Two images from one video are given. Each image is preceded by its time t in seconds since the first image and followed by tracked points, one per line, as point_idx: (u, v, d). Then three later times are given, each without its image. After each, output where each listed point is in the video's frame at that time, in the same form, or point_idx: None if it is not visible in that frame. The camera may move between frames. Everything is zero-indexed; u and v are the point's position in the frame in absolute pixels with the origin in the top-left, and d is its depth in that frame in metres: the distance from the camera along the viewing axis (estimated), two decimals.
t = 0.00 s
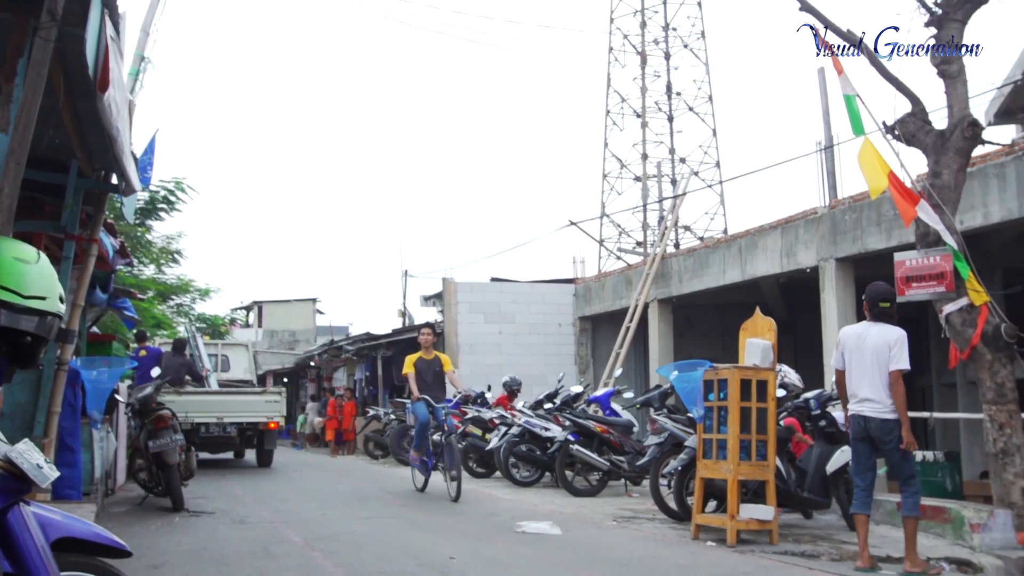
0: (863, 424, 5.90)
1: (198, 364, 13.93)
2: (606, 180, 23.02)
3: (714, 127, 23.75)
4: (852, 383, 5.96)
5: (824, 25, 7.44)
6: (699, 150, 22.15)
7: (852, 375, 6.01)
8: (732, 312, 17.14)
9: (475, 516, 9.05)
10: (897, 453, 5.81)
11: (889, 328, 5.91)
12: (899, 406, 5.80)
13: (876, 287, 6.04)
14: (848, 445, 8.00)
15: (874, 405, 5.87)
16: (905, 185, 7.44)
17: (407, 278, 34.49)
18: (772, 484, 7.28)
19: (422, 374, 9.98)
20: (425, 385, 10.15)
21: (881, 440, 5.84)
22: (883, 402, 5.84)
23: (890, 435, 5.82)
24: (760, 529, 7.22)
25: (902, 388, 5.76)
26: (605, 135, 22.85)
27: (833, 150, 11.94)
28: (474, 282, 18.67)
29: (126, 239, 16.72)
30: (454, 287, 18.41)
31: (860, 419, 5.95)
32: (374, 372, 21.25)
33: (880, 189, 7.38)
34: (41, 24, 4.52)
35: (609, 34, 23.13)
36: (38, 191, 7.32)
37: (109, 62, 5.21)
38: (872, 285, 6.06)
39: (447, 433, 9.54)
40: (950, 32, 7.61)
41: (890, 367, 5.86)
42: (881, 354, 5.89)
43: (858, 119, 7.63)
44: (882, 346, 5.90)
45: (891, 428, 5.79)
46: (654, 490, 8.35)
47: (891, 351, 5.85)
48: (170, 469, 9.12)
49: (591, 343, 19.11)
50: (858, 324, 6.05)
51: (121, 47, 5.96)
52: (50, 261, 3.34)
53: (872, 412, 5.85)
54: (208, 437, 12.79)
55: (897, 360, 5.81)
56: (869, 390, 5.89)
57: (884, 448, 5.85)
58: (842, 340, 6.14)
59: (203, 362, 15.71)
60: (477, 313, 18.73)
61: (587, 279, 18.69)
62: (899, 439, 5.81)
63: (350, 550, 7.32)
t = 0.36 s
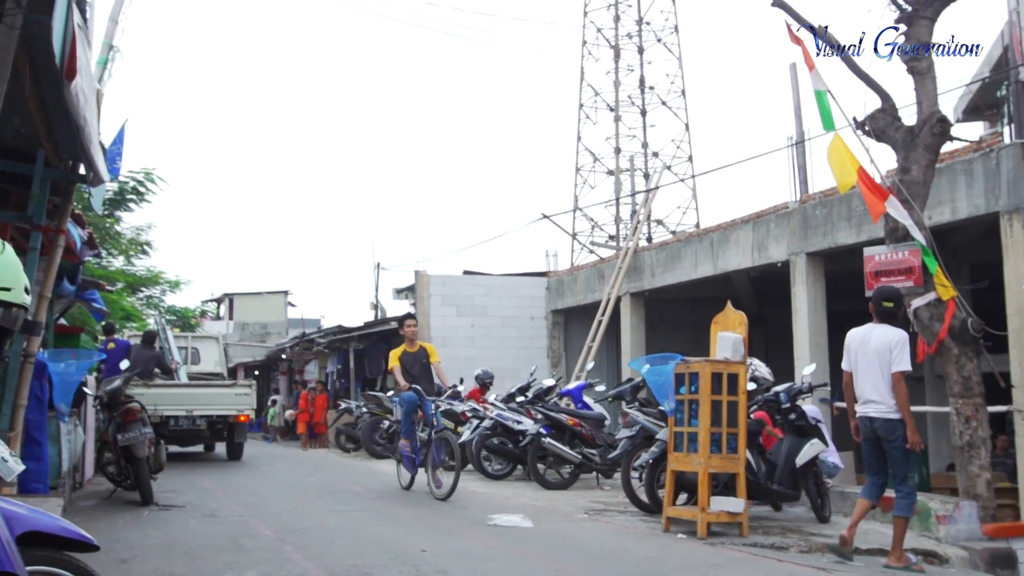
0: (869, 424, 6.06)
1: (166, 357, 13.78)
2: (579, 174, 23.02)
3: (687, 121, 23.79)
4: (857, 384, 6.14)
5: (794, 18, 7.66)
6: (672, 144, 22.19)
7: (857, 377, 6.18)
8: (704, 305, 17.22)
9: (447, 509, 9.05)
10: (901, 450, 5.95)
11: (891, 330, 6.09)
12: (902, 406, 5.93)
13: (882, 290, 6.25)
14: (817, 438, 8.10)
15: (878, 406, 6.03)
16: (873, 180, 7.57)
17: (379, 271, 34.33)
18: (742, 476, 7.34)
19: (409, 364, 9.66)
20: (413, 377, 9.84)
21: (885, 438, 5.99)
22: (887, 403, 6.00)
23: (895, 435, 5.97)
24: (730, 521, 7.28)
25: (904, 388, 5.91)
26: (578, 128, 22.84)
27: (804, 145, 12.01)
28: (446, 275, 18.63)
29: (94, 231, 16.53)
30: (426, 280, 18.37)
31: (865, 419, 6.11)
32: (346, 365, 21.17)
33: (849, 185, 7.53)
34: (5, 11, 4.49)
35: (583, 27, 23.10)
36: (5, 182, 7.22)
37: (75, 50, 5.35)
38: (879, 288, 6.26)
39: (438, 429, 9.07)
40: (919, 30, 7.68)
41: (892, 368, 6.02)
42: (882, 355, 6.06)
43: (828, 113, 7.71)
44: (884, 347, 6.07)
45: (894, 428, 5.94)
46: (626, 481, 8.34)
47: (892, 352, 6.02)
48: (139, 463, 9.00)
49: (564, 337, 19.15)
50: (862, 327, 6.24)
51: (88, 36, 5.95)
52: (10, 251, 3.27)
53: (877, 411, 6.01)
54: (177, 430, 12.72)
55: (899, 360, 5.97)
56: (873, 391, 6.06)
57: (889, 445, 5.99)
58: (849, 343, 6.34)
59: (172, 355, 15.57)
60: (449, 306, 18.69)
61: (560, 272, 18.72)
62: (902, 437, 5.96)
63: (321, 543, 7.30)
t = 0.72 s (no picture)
0: (875, 428, 6.07)
1: (141, 355, 13.67)
2: (557, 172, 23.02)
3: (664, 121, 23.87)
4: (865, 389, 6.11)
5: (772, 20, 7.76)
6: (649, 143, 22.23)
7: (864, 382, 6.16)
8: (681, 304, 17.28)
9: (423, 507, 9.02)
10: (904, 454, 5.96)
11: (898, 335, 6.10)
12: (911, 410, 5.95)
13: (884, 296, 6.25)
14: (792, 437, 8.16)
15: (886, 410, 6.02)
16: (848, 180, 7.67)
17: (356, 269, 34.22)
18: (718, 475, 7.37)
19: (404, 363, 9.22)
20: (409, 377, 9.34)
21: (891, 441, 5.99)
22: (895, 407, 5.99)
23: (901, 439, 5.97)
24: (706, 519, 7.30)
25: (913, 392, 5.94)
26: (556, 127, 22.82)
27: (780, 145, 12.08)
28: (424, 274, 18.59)
29: (68, 227, 16.36)
30: (403, 278, 18.34)
31: (871, 424, 6.10)
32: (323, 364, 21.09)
33: (822, 186, 7.71)
34: None
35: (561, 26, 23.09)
36: None
37: (48, 45, 5.35)
38: (882, 294, 6.27)
39: (438, 428, 8.70)
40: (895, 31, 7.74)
41: (899, 373, 6.02)
42: (891, 360, 6.06)
43: (804, 114, 7.79)
44: (892, 351, 6.07)
45: (902, 431, 5.94)
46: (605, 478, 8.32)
47: (902, 356, 6.03)
48: (112, 462, 8.92)
49: (541, 335, 19.16)
50: (868, 332, 6.22)
51: (62, 30, 5.88)
52: None
53: (886, 415, 6.00)
54: (151, 429, 12.62)
55: (909, 365, 5.98)
56: (881, 396, 6.04)
57: (893, 450, 6.00)
58: (853, 348, 6.32)
59: (147, 353, 15.44)
60: (427, 304, 18.65)
61: (537, 271, 18.73)
62: (909, 441, 5.96)
63: (296, 542, 7.25)
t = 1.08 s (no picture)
0: (877, 428, 6.19)
1: (111, 355, 13.53)
2: (531, 172, 23.00)
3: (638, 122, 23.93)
4: (870, 390, 6.22)
5: (745, 22, 7.82)
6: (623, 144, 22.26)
7: (868, 383, 6.27)
8: (654, 305, 17.34)
9: (395, 507, 8.99)
10: (911, 455, 6.09)
11: (902, 339, 6.20)
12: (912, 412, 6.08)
13: (888, 300, 6.32)
14: (763, 437, 8.20)
15: (887, 412, 6.15)
16: (818, 182, 7.77)
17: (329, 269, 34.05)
18: (690, 475, 7.40)
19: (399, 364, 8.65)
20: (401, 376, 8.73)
21: (894, 443, 6.12)
22: (897, 409, 6.12)
23: (904, 440, 6.10)
24: (678, 519, 7.32)
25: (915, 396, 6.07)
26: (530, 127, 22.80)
27: (753, 146, 12.15)
28: (397, 274, 18.53)
29: (36, 225, 16.15)
30: (376, 278, 18.27)
31: (873, 424, 6.23)
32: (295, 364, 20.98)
33: (794, 188, 7.80)
34: None
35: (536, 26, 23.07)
36: None
37: (16, 39, 5.22)
38: (884, 299, 6.33)
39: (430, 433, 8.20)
40: (866, 34, 7.80)
41: (903, 376, 6.14)
42: (895, 363, 6.17)
43: (777, 116, 7.86)
44: (898, 354, 6.17)
45: (905, 433, 6.08)
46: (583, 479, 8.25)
47: (906, 360, 6.13)
48: (81, 463, 8.82)
49: (514, 335, 19.16)
50: (874, 336, 6.31)
51: (30, 25, 5.77)
52: None
53: (888, 417, 6.13)
54: (121, 429, 12.49)
55: (912, 369, 6.10)
56: (885, 398, 6.17)
57: (898, 451, 6.12)
58: (856, 349, 6.42)
59: (117, 353, 15.28)
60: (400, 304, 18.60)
61: (511, 271, 18.74)
62: (912, 441, 6.10)
63: (268, 543, 7.20)
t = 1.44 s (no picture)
0: (884, 437, 6.12)
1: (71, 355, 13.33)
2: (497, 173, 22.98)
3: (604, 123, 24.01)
4: (880, 399, 6.15)
5: (710, 25, 7.89)
6: (590, 145, 22.32)
7: (878, 391, 6.19)
8: (619, 305, 17.40)
9: (360, 508, 8.94)
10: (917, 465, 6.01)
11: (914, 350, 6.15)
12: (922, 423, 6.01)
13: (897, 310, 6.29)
14: (727, 437, 8.27)
15: (896, 421, 6.07)
16: (782, 184, 7.85)
17: (293, 268, 33.80)
18: (654, 475, 7.42)
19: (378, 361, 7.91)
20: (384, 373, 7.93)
21: (901, 452, 6.04)
22: (907, 419, 6.03)
23: (911, 450, 6.03)
24: (642, 519, 7.34)
25: (928, 406, 6.00)
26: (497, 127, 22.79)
27: (718, 148, 12.23)
28: (363, 273, 18.44)
29: None
30: (341, 277, 18.17)
31: (880, 433, 6.14)
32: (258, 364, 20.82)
33: (758, 191, 7.88)
34: None
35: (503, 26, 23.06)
36: None
37: None
38: (894, 309, 6.30)
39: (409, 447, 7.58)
40: (829, 39, 7.90)
41: (914, 387, 6.08)
42: (907, 373, 6.11)
43: (741, 118, 7.95)
44: (909, 364, 6.12)
45: (913, 442, 6.00)
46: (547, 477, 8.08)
47: (919, 370, 6.07)
48: (38, 464, 8.68)
49: (480, 335, 19.15)
50: (884, 346, 6.24)
51: None
52: None
53: (896, 426, 6.04)
54: (80, 430, 12.32)
55: (925, 379, 6.05)
56: (895, 406, 6.08)
57: (903, 460, 6.04)
58: (866, 358, 6.34)
59: (77, 353, 15.07)
60: (365, 303, 18.51)
61: (477, 271, 18.73)
62: (919, 451, 6.03)
63: (231, 545, 7.12)
